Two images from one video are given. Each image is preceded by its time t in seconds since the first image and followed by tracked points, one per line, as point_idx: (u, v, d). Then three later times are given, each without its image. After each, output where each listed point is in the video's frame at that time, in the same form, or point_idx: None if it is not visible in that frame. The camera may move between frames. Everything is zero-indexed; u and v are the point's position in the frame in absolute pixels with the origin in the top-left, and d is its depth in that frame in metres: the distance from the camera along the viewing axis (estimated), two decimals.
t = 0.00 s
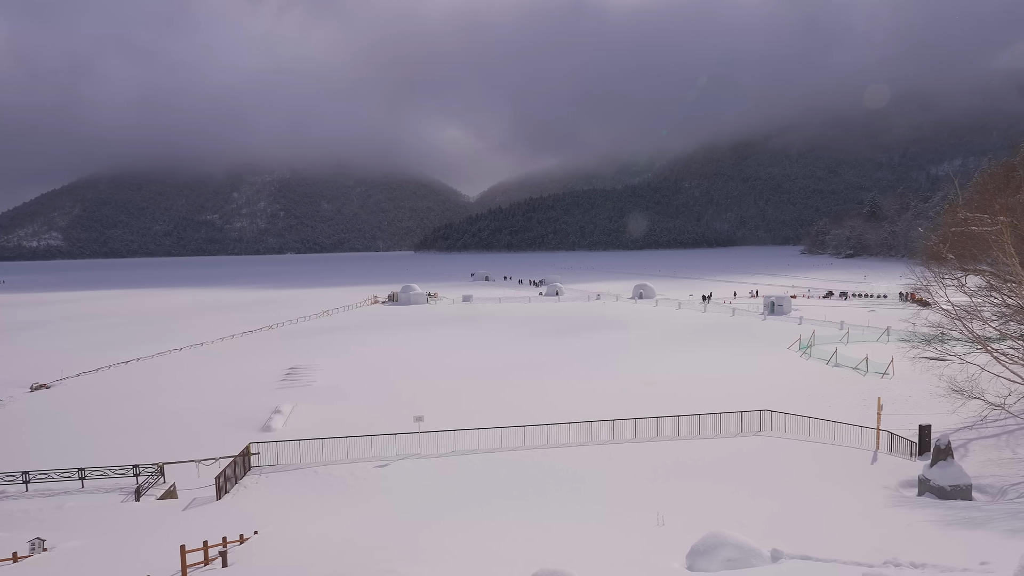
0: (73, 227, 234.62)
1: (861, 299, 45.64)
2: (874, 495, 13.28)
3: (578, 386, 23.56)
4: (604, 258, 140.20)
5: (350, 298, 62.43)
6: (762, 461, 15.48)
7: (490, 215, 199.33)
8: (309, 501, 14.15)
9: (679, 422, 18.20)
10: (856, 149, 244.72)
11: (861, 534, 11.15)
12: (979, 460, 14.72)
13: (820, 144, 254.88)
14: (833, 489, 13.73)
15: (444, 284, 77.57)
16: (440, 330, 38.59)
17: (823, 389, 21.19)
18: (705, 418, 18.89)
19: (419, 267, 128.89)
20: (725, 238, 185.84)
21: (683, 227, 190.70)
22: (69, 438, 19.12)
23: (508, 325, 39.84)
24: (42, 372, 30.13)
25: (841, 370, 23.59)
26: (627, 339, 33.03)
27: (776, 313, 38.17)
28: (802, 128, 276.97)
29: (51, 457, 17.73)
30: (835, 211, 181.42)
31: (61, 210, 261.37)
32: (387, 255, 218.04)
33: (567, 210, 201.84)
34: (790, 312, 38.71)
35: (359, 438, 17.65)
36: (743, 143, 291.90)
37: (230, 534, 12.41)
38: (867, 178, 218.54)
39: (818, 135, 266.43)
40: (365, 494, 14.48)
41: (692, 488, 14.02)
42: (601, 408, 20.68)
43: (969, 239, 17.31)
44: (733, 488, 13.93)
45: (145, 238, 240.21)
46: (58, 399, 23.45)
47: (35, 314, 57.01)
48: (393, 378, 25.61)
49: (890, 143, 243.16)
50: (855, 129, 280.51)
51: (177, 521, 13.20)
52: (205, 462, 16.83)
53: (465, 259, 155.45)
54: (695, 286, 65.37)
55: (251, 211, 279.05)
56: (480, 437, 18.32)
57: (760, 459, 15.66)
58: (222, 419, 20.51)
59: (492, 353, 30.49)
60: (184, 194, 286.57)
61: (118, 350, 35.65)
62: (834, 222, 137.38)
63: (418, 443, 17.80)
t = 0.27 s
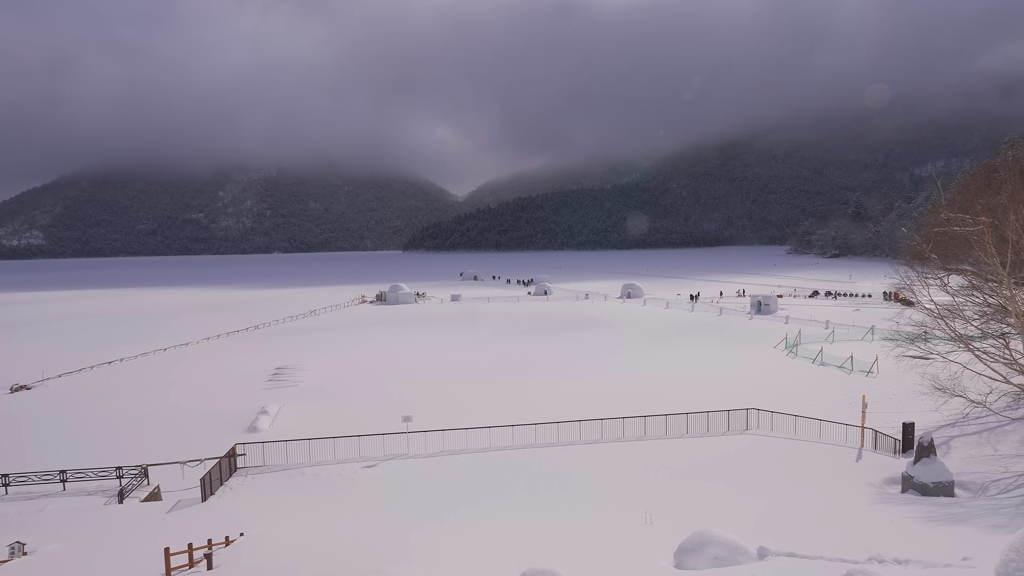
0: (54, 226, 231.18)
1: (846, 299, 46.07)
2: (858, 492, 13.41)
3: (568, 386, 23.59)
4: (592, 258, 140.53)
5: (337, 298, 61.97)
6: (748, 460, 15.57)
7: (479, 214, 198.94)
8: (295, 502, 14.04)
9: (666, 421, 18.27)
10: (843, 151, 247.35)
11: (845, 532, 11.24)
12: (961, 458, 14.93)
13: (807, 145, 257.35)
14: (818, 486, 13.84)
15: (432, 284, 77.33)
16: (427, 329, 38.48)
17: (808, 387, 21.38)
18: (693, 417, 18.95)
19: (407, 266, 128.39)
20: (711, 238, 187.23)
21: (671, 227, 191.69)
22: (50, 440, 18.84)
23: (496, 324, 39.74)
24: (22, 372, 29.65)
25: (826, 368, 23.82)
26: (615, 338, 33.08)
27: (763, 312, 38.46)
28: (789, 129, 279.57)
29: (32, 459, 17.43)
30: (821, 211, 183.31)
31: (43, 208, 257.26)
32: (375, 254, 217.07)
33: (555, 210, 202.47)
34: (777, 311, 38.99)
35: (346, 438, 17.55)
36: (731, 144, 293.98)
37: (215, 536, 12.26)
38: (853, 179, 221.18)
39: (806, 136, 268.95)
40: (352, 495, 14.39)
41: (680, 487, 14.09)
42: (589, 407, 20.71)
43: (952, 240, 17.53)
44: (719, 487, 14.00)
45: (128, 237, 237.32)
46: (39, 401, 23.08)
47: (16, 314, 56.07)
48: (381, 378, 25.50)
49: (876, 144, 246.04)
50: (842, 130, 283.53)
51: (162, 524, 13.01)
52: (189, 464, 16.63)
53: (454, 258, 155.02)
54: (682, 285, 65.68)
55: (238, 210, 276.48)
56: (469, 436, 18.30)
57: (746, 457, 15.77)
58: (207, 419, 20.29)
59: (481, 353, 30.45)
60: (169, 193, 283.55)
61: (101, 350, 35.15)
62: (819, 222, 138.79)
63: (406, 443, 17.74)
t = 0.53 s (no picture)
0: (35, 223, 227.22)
1: (831, 299, 46.59)
2: (843, 489, 13.57)
3: (556, 385, 23.65)
4: (581, 258, 140.87)
5: (324, 297, 61.52)
6: (734, 458, 15.70)
7: (468, 214, 198.53)
8: (282, 503, 13.95)
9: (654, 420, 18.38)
10: (829, 152, 250.07)
11: (830, 529, 11.36)
12: (942, 455, 15.16)
13: (794, 146, 259.84)
14: (803, 484, 13.97)
15: (420, 283, 77.08)
16: (414, 329, 38.35)
17: (794, 386, 21.59)
18: (680, 416, 19.07)
19: (395, 265, 127.89)
20: (699, 238, 188.40)
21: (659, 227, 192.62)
22: (31, 441, 18.52)
23: (483, 323, 39.69)
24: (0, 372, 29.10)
25: (812, 367, 24.06)
26: (603, 338, 33.14)
27: (749, 312, 38.76)
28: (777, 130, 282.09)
29: (13, 461, 17.14)
30: (807, 212, 185.19)
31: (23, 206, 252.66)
32: (363, 254, 216.06)
33: (544, 209, 202.60)
34: (763, 311, 39.32)
35: (334, 439, 17.46)
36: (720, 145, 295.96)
37: (201, 538, 12.12)
38: (840, 180, 223.72)
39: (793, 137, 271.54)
40: (340, 495, 14.32)
41: (667, 485, 14.16)
42: (577, 406, 20.75)
43: (934, 240, 17.79)
44: (706, 485, 14.09)
45: (111, 235, 233.89)
46: (18, 402, 22.68)
47: None
48: (369, 377, 25.40)
49: (861, 146, 249.07)
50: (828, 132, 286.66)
51: (146, 526, 12.85)
52: (175, 466, 16.44)
53: (443, 258, 154.59)
54: (669, 285, 66.00)
55: (224, 209, 273.80)
56: (458, 436, 18.28)
57: (733, 456, 15.89)
58: (193, 420, 20.08)
59: (470, 353, 30.39)
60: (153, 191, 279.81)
61: (81, 350, 34.57)
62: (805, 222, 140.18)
63: (394, 443, 17.67)
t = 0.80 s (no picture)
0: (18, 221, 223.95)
1: (818, 298, 47.02)
2: (830, 487, 13.70)
3: (546, 384, 23.66)
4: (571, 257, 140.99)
5: (312, 296, 61.13)
6: (722, 456, 15.80)
7: (459, 213, 197.85)
8: (271, 503, 13.85)
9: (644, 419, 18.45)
10: (818, 153, 252.31)
11: (817, 526, 11.45)
12: (927, 452, 15.35)
13: (784, 147, 261.82)
14: (791, 482, 14.07)
15: (410, 282, 76.89)
16: (403, 328, 38.21)
17: (782, 385, 21.75)
18: (669, 415, 19.15)
19: (384, 265, 127.12)
20: (688, 237, 189.37)
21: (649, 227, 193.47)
22: (13, 442, 18.22)
23: (473, 323, 39.62)
24: None
25: (799, 366, 24.25)
26: (592, 337, 33.17)
27: (738, 311, 38.99)
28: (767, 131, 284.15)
29: None
30: (795, 212, 186.78)
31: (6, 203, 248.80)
32: (353, 253, 215.18)
33: (534, 208, 202.76)
34: (751, 310, 39.57)
35: (323, 438, 17.39)
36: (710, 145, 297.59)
37: (188, 539, 12.00)
38: (828, 180, 225.75)
39: (783, 138, 273.64)
40: (329, 495, 14.25)
41: (658, 484, 14.21)
42: (567, 406, 20.74)
43: (919, 240, 17.99)
44: (695, 483, 14.16)
45: (96, 233, 231.01)
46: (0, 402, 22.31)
47: None
48: (357, 377, 25.27)
49: (849, 147, 251.53)
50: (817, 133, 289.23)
51: (132, 527, 12.70)
52: (161, 466, 16.27)
53: (433, 257, 154.05)
54: (658, 284, 66.25)
55: (212, 208, 271.39)
56: (448, 435, 18.25)
57: (721, 454, 15.98)
58: (179, 420, 19.88)
59: (461, 351, 30.36)
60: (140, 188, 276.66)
61: (65, 349, 34.10)
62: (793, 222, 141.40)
63: (384, 443, 17.61)
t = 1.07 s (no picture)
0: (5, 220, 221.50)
1: (809, 297, 47.31)
2: (820, 485, 13.80)
3: (538, 383, 23.68)
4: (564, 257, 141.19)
5: (303, 296, 60.82)
6: (714, 455, 15.88)
7: (451, 212, 197.65)
8: (262, 504, 13.79)
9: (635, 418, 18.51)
10: (810, 153, 253.94)
11: (807, 524, 11.53)
12: (915, 450, 15.50)
13: (776, 147, 263.23)
14: (781, 480, 14.17)
15: (402, 282, 76.74)
16: (395, 327, 38.08)
17: (774, 384, 21.87)
18: (661, 414, 19.22)
19: (376, 264, 126.75)
20: (679, 237, 189.99)
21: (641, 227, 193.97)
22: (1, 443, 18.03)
23: (465, 322, 39.58)
24: None
25: (790, 365, 24.40)
26: (585, 337, 33.20)
27: (730, 310, 39.16)
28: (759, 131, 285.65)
29: None
30: (787, 211, 187.91)
31: None
32: (345, 252, 214.38)
33: (527, 208, 202.81)
34: (743, 309, 39.75)
35: (314, 438, 17.33)
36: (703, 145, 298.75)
37: (178, 541, 11.91)
38: (820, 180, 227.19)
39: (775, 138, 275.20)
40: (321, 496, 14.20)
41: (649, 482, 14.27)
42: (559, 405, 20.76)
43: (908, 240, 18.14)
44: (686, 482, 14.23)
45: (84, 232, 228.78)
46: None
47: None
48: (350, 377, 25.15)
49: (841, 147, 253.33)
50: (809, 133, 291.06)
51: (122, 529, 12.60)
52: (151, 467, 16.15)
53: (425, 257, 153.82)
54: (650, 284, 66.43)
55: (201, 207, 269.51)
56: (440, 435, 18.23)
57: (713, 453, 16.05)
58: (169, 421, 19.75)
59: (453, 351, 30.31)
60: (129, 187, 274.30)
61: (52, 349, 33.73)
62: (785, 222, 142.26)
63: (376, 443, 17.56)
